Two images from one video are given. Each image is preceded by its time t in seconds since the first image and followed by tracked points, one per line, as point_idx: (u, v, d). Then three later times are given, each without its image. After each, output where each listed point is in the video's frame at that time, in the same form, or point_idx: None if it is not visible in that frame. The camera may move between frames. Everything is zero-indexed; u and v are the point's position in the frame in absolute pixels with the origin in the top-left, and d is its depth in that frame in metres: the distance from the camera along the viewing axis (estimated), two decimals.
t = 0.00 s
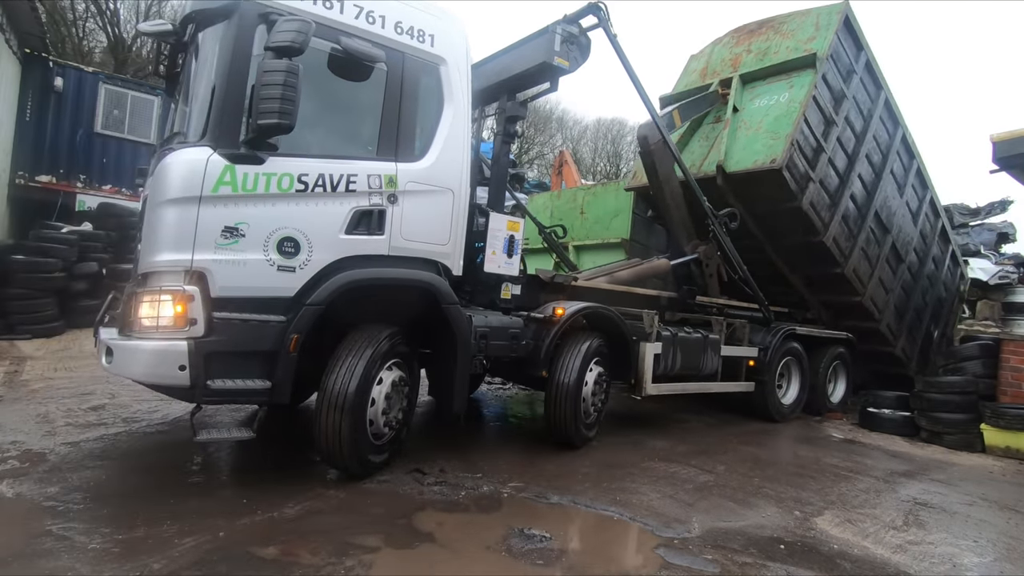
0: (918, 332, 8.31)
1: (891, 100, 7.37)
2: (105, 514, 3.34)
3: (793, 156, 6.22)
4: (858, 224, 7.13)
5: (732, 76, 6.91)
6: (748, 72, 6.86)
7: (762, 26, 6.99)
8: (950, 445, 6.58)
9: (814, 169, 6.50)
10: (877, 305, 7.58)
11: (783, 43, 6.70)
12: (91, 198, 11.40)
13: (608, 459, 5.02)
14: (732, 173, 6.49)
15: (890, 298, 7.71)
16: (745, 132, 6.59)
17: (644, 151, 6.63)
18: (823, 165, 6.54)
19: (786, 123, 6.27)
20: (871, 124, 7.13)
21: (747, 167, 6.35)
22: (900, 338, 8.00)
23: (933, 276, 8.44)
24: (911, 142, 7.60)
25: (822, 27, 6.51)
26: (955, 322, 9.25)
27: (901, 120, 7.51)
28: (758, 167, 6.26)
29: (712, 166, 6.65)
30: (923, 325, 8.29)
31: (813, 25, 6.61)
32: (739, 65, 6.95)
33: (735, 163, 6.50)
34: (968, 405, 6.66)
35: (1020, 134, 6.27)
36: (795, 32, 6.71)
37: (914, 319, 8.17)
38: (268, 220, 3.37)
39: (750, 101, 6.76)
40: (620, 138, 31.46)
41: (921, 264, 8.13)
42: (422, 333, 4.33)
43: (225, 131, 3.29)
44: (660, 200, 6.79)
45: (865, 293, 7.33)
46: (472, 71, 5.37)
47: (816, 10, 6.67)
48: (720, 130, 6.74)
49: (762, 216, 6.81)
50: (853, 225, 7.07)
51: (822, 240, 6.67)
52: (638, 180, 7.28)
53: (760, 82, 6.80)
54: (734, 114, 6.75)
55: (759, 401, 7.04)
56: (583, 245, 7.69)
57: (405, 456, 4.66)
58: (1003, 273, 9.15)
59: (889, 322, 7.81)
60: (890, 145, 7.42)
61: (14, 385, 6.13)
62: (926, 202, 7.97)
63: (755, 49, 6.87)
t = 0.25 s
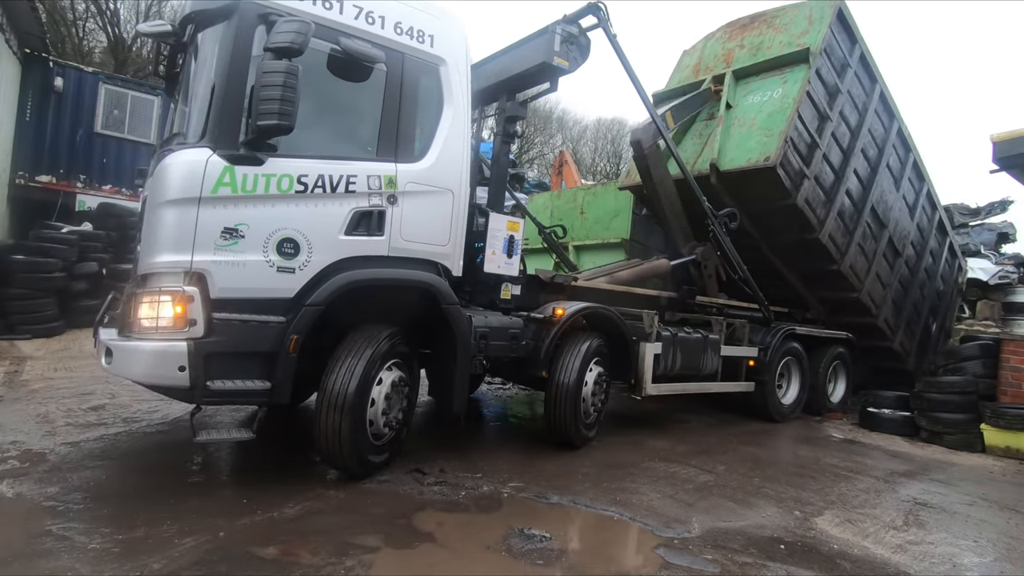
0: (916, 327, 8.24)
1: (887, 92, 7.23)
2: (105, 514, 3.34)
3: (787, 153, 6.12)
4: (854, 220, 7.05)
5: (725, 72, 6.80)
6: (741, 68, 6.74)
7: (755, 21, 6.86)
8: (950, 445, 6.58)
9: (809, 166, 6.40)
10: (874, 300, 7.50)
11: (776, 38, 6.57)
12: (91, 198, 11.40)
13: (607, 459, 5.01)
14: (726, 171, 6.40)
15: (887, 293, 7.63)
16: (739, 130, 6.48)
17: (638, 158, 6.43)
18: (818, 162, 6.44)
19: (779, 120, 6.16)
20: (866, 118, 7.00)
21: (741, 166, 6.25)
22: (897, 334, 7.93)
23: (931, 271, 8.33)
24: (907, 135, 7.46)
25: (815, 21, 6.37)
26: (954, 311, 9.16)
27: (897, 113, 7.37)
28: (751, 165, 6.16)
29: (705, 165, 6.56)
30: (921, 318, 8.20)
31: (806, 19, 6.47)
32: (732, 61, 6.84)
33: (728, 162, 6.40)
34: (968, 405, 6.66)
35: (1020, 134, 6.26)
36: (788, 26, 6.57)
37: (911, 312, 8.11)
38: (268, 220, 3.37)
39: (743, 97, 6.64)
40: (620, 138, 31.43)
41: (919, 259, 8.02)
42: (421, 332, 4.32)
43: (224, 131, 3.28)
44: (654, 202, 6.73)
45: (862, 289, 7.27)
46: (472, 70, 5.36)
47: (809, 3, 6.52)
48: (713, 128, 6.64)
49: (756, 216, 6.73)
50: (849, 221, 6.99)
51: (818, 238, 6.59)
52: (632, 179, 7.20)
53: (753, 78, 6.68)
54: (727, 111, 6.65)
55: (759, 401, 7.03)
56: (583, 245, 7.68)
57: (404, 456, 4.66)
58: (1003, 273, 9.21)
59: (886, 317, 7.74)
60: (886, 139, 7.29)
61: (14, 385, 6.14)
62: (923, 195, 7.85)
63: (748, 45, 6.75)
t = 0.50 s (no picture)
0: (915, 321, 8.15)
1: (882, 85, 7.15)
2: (104, 514, 3.34)
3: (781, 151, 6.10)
4: (851, 216, 6.99)
5: (718, 69, 6.79)
6: (733, 64, 6.73)
7: (748, 16, 6.84)
8: (950, 445, 6.58)
9: (803, 163, 6.36)
10: (872, 296, 7.44)
11: (769, 33, 6.56)
12: (91, 198, 11.39)
13: (607, 459, 5.02)
14: (719, 171, 6.40)
15: (885, 288, 7.56)
16: (732, 127, 6.47)
17: (631, 162, 6.46)
18: (812, 159, 6.40)
19: (772, 118, 6.15)
20: (861, 113, 6.94)
21: (734, 165, 6.24)
22: (896, 328, 7.86)
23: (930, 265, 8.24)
24: (903, 128, 7.38)
25: (808, 16, 6.34)
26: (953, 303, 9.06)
27: (892, 105, 7.29)
28: (745, 165, 6.15)
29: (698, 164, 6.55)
30: (920, 312, 8.11)
31: (798, 14, 6.44)
32: (724, 57, 6.82)
33: (721, 160, 6.40)
34: (968, 405, 6.66)
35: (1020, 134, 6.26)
36: (780, 21, 6.55)
37: (910, 306, 8.01)
38: (268, 221, 3.37)
39: (736, 94, 6.63)
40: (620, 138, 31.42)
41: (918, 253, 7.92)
42: (422, 332, 4.32)
43: (224, 131, 3.29)
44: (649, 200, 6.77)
45: (859, 285, 7.22)
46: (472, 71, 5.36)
47: None
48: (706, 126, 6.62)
49: (750, 215, 6.70)
50: (845, 218, 6.94)
51: (813, 235, 6.57)
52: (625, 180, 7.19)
53: (746, 75, 6.67)
54: (720, 108, 6.63)
55: (759, 401, 7.03)
56: (583, 245, 7.68)
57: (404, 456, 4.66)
58: (1003, 273, 9.28)
59: (884, 312, 7.68)
60: (882, 133, 7.21)
61: (14, 385, 6.14)
62: (920, 187, 7.74)
63: (741, 40, 6.74)
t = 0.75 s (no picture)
0: (914, 315, 8.10)
1: (876, 78, 7.06)
2: (105, 514, 3.34)
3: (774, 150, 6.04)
4: (847, 212, 6.93)
5: (709, 66, 6.69)
6: (725, 61, 6.63)
7: (739, 11, 6.72)
8: (950, 445, 6.58)
9: (797, 161, 6.31)
10: (869, 292, 7.40)
11: (760, 29, 6.44)
12: (91, 198, 11.39)
13: (607, 459, 5.02)
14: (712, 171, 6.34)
15: (883, 283, 7.51)
16: (725, 127, 6.39)
17: (625, 169, 6.34)
18: (807, 156, 6.34)
19: (765, 117, 6.07)
20: (856, 107, 6.85)
21: (727, 165, 6.18)
22: (895, 323, 7.83)
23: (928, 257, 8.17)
24: (898, 120, 7.30)
25: (799, 11, 6.23)
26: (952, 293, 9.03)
27: (887, 97, 7.19)
28: (738, 165, 6.10)
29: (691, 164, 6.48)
30: (918, 306, 8.07)
31: (789, 9, 6.33)
32: (716, 53, 6.72)
33: (714, 161, 6.34)
34: (968, 405, 6.66)
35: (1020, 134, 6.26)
36: (771, 16, 6.44)
37: (908, 300, 7.96)
38: (267, 221, 3.37)
39: (729, 93, 6.55)
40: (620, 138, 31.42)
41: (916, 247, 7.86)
42: (421, 332, 4.32)
43: (224, 131, 3.29)
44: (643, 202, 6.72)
45: (856, 281, 7.17)
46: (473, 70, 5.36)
47: None
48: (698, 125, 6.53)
49: (745, 215, 6.66)
50: (841, 215, 6.88)
51: (808, 234, 6.51)
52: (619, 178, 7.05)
53: (738, 72, 6.58)
54: (712, 107, 6.55)
55: (759, 401, 7.03)
56: (583, 245, 7.68)
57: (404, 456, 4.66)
58: (1003, 273, 9.31)
59: (882, 308, 7.64)
60: (877, 127, 7.13)
61: (14, 385, 6.14)
62: (916, 179, 7.68)
63: (732, 36, 6.62)
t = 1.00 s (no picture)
0: (913, 309, 8.08)
1: (870, 72, 7.02)
2: (104, 514, 3.34)
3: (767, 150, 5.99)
4: (842, 209, 6.91)
5: (701, 64, 6.62)
6: (717, 59, 6.56)
7: (730, 7, 6.64)
8: (950, 445, 6.58)
9: (791, 160, 6.29)
10: (866, 288, 7.39)
11: (751, 26, 6.36)
12: (91, 198, 11.39)
13: (607, 459, 5.02)
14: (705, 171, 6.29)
15: (880, 278, 7.50)
16: (717, 126, 6.34)
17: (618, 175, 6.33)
18: (800, 155, 6.32)
19: (757, 117, 6.01)
20: (850, 102, 6.81)
21: (720, 166, 6.14)
22: (893, 318, 7.82)
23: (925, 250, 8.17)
24: (893, 114, 7.26)
25: (790, 7, 6.14)
26: (950, 285, 9.01)
27: (881, 91, 7.15)
28: (731, 166, 6.05)
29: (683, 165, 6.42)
30: (916, 300, 8.07)
31: (781, 5, 6.24)
32: (707, 51, 6.65)
33: (707, 162, 6.29)
34: (968, 405, 6.66)
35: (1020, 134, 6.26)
36: (763, 13, 6.35)
37: (906, 295, 7.95)
38: (268, 222, 3.37)
39: (721, 91, 6.48)
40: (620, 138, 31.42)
41: (912, 241, 7.86)
42: (422, 332, 4.32)
43: (225, 132, 3.29)
44: (634, 200, 6.71)
45: (853, 278, 7.16)
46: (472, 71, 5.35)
47: None
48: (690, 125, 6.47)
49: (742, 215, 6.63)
50: (837, 213, 6.86)
51: (804, 233, 6.50)
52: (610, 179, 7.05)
53: (730, 70, 6.50)
54: (705, 106, 6.49)
55: (759, 401, 7.03)
56: (583, 245, 7.69)
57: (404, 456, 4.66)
58: (1003, 273, 9.32)
59: (879, 303, 7.63)
60: (872, 121, 7.10)
61: (14, 385, 6.14)
62: (913, 172, 7.67)
63: (723, 32, 6.56)
